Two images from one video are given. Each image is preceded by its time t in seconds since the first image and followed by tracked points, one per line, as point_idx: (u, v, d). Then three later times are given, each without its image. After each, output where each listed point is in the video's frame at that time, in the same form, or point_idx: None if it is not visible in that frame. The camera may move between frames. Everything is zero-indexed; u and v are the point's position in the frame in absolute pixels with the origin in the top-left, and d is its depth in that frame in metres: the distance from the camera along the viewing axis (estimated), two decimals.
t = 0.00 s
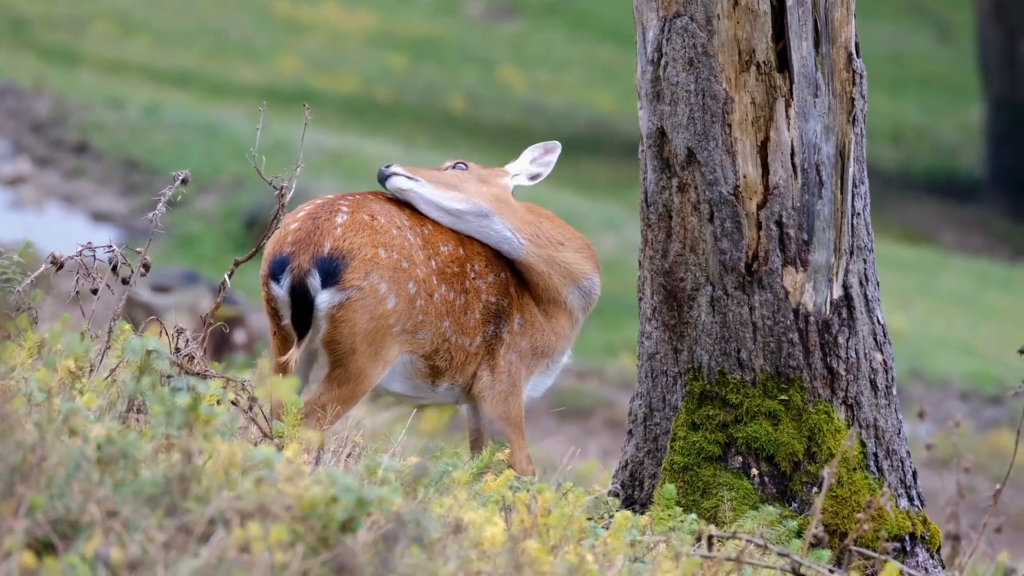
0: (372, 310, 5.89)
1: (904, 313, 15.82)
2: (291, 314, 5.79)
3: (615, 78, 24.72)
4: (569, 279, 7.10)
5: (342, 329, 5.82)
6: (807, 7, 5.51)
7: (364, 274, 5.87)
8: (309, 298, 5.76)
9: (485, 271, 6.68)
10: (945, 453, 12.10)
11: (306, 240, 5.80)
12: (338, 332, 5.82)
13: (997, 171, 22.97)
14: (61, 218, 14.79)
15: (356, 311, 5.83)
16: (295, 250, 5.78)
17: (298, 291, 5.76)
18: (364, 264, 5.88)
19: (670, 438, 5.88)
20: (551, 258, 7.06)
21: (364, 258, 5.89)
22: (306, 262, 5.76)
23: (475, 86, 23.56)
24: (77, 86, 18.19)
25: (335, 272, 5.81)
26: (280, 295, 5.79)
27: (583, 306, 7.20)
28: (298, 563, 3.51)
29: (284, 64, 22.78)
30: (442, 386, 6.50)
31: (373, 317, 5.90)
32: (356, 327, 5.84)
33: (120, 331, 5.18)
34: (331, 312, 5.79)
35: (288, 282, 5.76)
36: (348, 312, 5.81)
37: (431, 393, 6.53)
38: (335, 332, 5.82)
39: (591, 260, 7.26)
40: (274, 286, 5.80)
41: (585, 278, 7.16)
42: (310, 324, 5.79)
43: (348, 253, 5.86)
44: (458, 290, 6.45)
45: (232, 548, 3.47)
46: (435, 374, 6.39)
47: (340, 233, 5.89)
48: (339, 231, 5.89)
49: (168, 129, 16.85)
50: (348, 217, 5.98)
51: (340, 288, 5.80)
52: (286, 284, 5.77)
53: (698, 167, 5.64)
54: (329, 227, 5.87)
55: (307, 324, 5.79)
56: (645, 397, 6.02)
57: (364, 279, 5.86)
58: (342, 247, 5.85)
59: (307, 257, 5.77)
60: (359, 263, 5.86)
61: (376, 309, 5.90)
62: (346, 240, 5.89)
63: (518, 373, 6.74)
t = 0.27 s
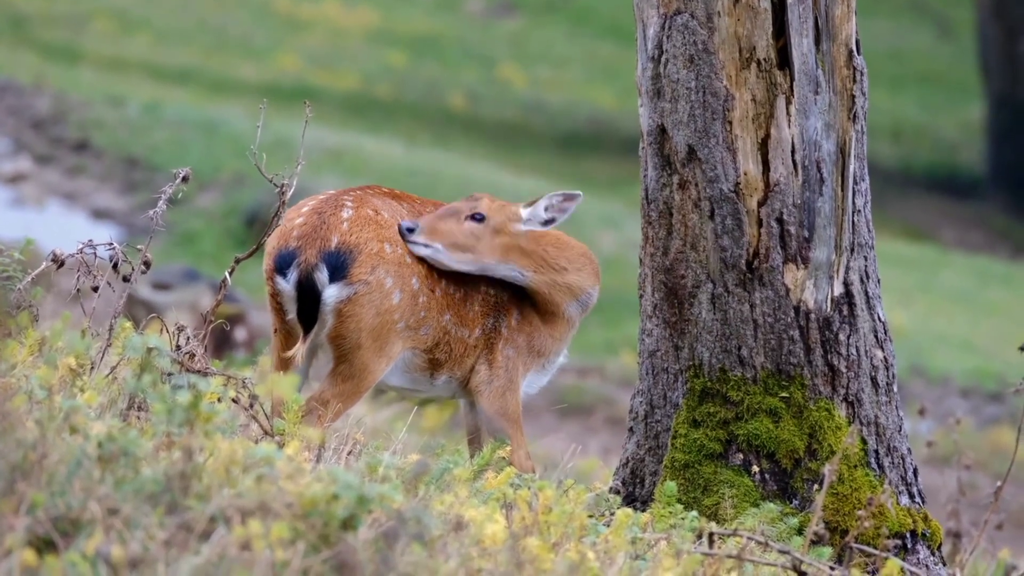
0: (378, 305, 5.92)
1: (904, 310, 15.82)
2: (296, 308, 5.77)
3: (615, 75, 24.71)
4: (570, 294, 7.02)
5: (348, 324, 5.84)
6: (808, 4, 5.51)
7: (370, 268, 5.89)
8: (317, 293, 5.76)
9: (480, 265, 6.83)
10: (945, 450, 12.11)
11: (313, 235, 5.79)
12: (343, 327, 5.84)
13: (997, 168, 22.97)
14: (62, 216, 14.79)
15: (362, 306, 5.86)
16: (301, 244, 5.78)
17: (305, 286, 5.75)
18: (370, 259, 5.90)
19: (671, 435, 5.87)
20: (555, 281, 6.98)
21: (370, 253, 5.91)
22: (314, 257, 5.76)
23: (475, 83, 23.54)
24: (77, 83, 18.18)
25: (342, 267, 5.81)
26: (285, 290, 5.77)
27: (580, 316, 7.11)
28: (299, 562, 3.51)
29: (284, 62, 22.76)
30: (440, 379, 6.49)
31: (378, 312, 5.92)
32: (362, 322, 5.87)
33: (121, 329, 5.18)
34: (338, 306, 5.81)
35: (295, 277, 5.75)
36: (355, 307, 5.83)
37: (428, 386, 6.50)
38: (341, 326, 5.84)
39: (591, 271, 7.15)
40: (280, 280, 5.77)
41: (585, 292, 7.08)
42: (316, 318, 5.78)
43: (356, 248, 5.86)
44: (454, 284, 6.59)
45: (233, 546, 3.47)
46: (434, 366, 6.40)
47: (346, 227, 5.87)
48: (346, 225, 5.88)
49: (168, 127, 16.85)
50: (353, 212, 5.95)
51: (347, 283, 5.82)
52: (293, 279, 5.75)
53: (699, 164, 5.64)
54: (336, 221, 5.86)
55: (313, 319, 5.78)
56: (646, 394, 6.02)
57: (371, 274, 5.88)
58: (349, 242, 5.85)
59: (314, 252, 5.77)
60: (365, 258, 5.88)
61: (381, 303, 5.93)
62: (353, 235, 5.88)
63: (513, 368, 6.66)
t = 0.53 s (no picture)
0: (377, 302, 5.89)
1: (904, 307, 15.82)
2: (296, 303, 5.76)
3: (615, 73, 24.70)
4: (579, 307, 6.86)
5: (347, 321, 5.81)
6: (808, 2, 5.50)
7: (371, 266, 5.85)
8: (317, 289, 5.73)
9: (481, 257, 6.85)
10: (945, 448, 12.11)
11: (313, 231, 5.75)
12: (343, 324, 5.80)
13: (998, 166, 22.96)
14: (62, 213, 14.79)
15: (362, 303, 5.82)
16: (301, 240, 5.74)
17: (305, 282, 5.72)
18: (371, 256, 5.85)
19: (671, 433, 5.87)
20: (569, 302, 6.81)
21: (370, 251, 5.86)
22: (314, 253, 5.73)
23: (475, 81, 23.53)
24: (77, 81, 18.17)
25: (342, 263, 5.78)
26: (286, 285, 5.75)
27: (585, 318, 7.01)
28: (299, 560, 3.50)
29: (284, 60, 22.75)
30: (439, 373, 6.60)
31: (378, 309, 5.89)
32: (362, 318, 5.84)
33: (121, 327, 5.17)
34: (337, 303, 5.77)
35: (296, 272, 5.72)
36: (354, 304, 5.79)
37: (427, 380, 6.64)
38: (341, 323, 5.80)
39: (600, 277, 6.97)
40: (280, 275, 5.76)
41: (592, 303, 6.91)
42: (316, 315, 5.75)
43: (356, 245, 5.82)
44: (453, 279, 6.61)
45: (233, 544, 3.46)
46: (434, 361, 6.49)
47: (347, 224, 5.84)
48: (347, 222, 5.84)
49: (168, 124, 16.84)
50: (355, 209, 5.91)
51: (347, 280, 5.77)
52: (293, 274, 5.73)
53: (699, 162, 5.64)
54: (336, 218, 5.83)
55: (313, 315, 5.75)
56: (646, 392, 6.01)
57: (371, 271, 5.84)
58: (350, 238, 5.81)
59: (314, 248, 5.73)
60: (365, 256, 5.83)
61: (382, 300, 5.90)
62: (354, 231, 5.85)
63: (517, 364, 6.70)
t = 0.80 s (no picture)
0: (372, 300, 5.85)
1: (904, 305, 15.81)
2: (291, 301, 5.78)
3: (615, 71, 24.69)
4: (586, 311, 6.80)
5: (342, 319, 5.78)
6: None
7: (365, 264, 5.83)
8: (311, 287, 5.74)
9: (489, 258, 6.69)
10: (945, 445, 12.11)
11: (309, 228, 5.79)
12: (338, 321, 5.78)
13: (998, 163, 22.95)
14: (62, 211, 14.79)
15: (357, 301, 5.79)
16: (297, 237, 5.78)
17: (299, 280, 5.75)
18: (365, 254, 5.83)
19: (672, 431, 5.87)
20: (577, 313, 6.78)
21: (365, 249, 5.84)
22: (308, 250, 5.75)
23: (475, 79, 23.51)
24: (77, 79, 18.17)
25: (336, 260, 5.78)
26: (281, 282, 5.78)
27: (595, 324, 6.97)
28: (299, 557, 3.50)
29: (284, 57, 22.74)
30: (440, 373, 6.55)
31: (373, 307, 5.86)
32: (357, 316, 5.80)
33: (122, 324, 5.18)
34: (332, 300, 5.75)
35: (289, 270, 5.76)
36: (349, 301, 5.76)
37: (429, 380, 6.58)
38: (335, 320, 5.77)
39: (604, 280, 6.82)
40: (275, 272, 5.80)
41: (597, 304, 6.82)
42: (311, 312, 5.75)
43: (351, 243, 5.82)
44: (457, 280, 6.45)
45: (234, 541, 3.46)
46: (436, 362, 6.42)
47: (343, 222, 5.85)
48: (342, 220, 5.85)
49: (169, 122, 16.83)
50: (351, 207, 5.92)
51: (341, 277, 5.76)
52: (288, 271, 5.77)
53: (699, 160, 5.63)
54: (333, 216, 5.84)
55: (308, 312, 5.76)
56: (646, 389, 6.01)
57: (365, 269, 5.81)
58: (345, 236, 5.83)
59: (309, 246, 5.75)
60: (359, 254, 5.81)
61: (377, 298, 5.86)
62: (349, 229, 5.86)
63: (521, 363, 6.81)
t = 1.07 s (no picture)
0: (359, 297, 5.85)
1: (905, 303, 15.81)
2: (278, 298, 5.79)
3: (615, 69, 24.68)
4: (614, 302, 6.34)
5: (329, 316, 5.78)
6: None
7: (349, 262, 5.82)
8: (295, 284, 5.74)
9: (491, 257, 6.60)
10: (946, 443, 12.10)
11: (294, 226, 5.77)
12: (325, 319, 5.79)
13: (998, 161, 22.94)
14: (62, 209, 14.79)
15: (342, 299, 5.79)
16: (282, 235, 5.77)
17: (283, 276, 5.75)
18: (350, 252, 5.82)
19: (671, 429, 5.87)
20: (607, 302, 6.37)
21: (350, 246, 5.83)
22: (291, 248, 5.74)
23: (475, 77, 23.50)
24: (77, 77, 18.17)
25: (319, 258, 5.76)
26: (267, 279, 5.79)
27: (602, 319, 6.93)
28: (299, 555, 3.51)
29: (284, 55, 22.73)
30: (444, 369, 6.49)
31: (360, 304, 5.86)
32: (344, 314, 5.81)
33: (121, 323, 5.17)
34: (316, 298, 5.76)
35: (274, 267, 5.76)
36: (334, 298, 5.77)
37: (433, 377, 6.52)
38: (322, 318, 5.78)
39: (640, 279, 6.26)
40: (261, 270, 5.80)
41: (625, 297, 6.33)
42: (297, 310, 5.77)
43: (335, 240, 5.80)
44: (456, 278, 6.38)
45: (234, 540, 3.46)
46: (436, 358, 6.37)
47: (328, 219, 5.82)
48: (327, 217, 5.82)
49: (169, 120, 16.82)
50: (338, 204, 5.88)
51: (324, 275, 5.76)
52: (272, 269, 5.77)
53: (699, 158, 5.64)
54: (318, 212, 5.82)
55: (293, 309, 5.78)
56: (646, 387, 6.01)
57: (349, 267, 5.81)
58: (329, 234, 5.79)
59: (293, 243, 5.74)
60: (344, 251, 5.80)
61: (363, 295, 5.86)
62: (334, 227, 5.83)
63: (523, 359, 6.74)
